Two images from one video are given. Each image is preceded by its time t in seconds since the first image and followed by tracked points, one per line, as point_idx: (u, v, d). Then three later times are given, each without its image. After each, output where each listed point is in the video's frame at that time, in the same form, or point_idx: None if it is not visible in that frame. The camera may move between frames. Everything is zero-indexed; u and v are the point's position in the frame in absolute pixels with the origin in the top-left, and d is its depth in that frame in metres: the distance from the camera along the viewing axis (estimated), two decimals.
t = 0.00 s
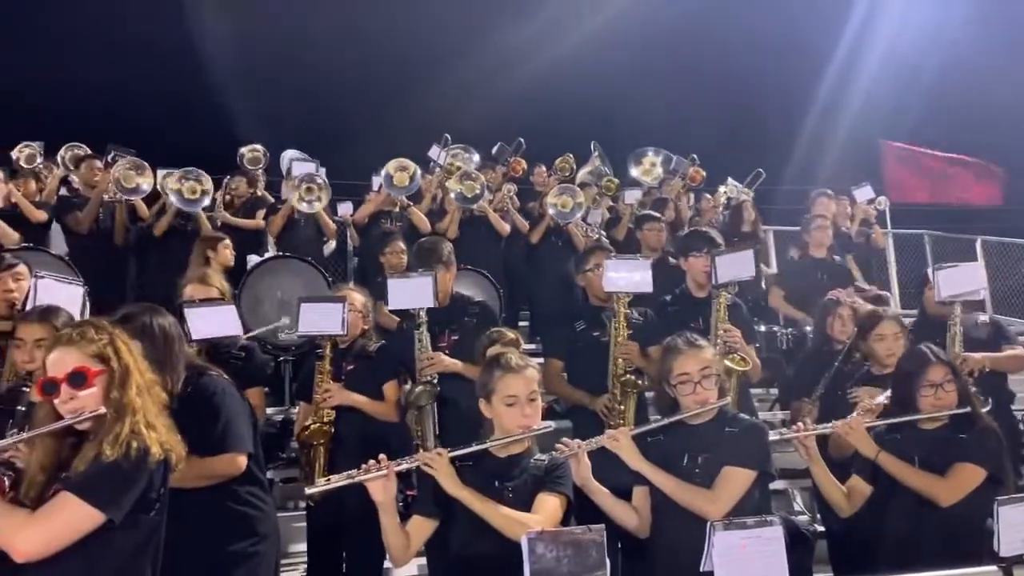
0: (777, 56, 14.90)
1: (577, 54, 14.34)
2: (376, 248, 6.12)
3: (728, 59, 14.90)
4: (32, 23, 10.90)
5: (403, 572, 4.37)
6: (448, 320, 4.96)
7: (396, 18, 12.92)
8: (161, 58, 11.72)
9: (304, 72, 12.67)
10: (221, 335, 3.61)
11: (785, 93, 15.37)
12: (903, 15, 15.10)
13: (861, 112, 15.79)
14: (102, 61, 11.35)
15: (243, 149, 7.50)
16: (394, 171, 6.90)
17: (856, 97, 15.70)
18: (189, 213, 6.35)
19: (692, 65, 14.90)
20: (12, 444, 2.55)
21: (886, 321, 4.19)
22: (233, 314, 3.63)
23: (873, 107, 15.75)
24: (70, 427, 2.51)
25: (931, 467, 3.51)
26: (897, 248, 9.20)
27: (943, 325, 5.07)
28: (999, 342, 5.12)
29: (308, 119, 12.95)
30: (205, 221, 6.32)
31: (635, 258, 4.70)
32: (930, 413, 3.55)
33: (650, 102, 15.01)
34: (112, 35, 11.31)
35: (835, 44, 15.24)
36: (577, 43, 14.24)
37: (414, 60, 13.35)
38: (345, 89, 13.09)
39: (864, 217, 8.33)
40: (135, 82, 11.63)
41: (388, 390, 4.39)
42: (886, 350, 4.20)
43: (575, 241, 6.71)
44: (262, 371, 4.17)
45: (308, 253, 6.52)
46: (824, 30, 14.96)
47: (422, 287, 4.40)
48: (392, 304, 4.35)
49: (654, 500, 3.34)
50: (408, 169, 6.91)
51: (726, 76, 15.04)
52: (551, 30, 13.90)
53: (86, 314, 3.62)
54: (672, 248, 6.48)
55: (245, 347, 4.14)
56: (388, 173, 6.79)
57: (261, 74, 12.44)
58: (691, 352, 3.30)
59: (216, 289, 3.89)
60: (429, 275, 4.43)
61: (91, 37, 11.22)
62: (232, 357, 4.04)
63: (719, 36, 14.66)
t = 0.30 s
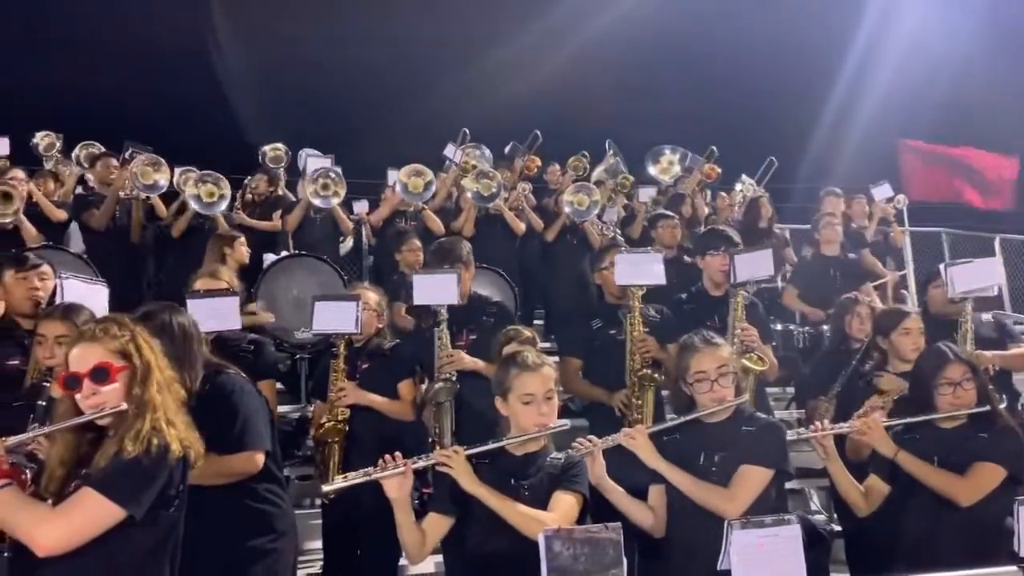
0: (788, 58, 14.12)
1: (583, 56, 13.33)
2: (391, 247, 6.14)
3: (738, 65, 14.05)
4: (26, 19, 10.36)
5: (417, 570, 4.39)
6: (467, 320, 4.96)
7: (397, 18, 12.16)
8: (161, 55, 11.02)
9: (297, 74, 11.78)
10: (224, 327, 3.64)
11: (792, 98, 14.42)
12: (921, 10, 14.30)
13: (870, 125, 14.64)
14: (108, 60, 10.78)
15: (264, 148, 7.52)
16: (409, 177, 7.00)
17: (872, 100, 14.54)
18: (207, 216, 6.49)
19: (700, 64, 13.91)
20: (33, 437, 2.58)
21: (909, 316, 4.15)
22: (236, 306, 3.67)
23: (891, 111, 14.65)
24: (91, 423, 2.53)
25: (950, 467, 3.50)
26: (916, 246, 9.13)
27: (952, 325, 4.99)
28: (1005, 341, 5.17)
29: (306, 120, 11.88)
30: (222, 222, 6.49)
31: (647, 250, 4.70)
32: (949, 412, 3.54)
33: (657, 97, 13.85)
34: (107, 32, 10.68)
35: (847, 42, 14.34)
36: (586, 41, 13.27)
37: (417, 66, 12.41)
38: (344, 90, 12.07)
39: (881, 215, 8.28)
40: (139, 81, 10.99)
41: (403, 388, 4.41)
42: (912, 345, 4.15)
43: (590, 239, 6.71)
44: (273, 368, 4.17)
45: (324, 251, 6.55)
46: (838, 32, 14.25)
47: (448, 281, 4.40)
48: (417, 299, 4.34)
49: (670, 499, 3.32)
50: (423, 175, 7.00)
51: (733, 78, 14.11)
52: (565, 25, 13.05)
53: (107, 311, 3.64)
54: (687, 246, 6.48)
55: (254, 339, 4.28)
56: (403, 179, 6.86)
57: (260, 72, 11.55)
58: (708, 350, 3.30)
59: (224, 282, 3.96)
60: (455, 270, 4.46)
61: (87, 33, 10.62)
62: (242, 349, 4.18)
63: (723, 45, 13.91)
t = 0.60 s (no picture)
0: (798, 63, 13.46)
1: (587, 55, 12.58)
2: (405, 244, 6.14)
3: (741, 67, 13.32)
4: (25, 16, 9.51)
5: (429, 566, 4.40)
6: (485, 316, 4.97)
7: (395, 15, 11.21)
8: (168, 53, 10.26)
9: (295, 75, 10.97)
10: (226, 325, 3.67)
11: (803, 102, 13.94)
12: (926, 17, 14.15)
13: (880, 126, 14.52)
14: (112, 58, 10.04)
15: (282, 149, 7.55)
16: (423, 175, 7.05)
17: (880, 97, 14.35)
18: (223, 223, 6.52)
19: (705, 66, 13.15)
20: (52, 433, 2.59)
21: (924, 313, 4.13)
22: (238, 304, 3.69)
23: (892, 117, 14.55)
24: (109, 420, 2.55)
25: (969, 463, 3.50)
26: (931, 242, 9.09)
27: (962, 322, 4.94)
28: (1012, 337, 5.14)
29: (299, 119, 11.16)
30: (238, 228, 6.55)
31: (661, 247, 4.68)
32: (968, 408, 3.52)
33: (664, 103, 13.30)
34: (110, 29, 9.91)
35: (856, 45, 13.68)
36: (588, 45, 12.47)
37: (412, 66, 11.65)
38: (339, 92, 11.34)
39: (896, 211, 8.24)
40: (142, 80, 10.25)
41: (418, 383, 4.42)
42: (927, 343, 4.14)
43: (605, 235, 6.72)
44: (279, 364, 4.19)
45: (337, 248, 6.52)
46: (849, 36, 13.50)
47: (465, 277, 4.41)
48: (434, 296, 4.34)
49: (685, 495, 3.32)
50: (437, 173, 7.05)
51: (738, 78, 13.42)
52: (564, 29, 12.17)
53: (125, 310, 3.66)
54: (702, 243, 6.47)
55: (261, 337, 4.13)
56: (416, 177, 6.90)
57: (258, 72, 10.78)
58: (724, 347, 3.30)
59: (226, 281, 3.96)
60: (469, 267, 4.46)
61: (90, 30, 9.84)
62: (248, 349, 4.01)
63: (731, 47, 13.05)
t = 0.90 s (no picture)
0: (800, 64, 13.01)
1: (591, 56, 12.24)
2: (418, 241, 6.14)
3: (742, 66, 12.87)
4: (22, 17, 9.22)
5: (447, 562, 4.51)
6: (500, 312, 4.98)
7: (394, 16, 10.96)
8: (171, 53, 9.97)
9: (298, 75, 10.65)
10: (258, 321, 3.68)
11: (807, 104, 13.38)
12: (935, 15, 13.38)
13: (885, 131, 13.94)
14: (115, 58, 9.73)
15: (295, 147, 7.50)
16: (434, 169, 7.00)
17: (885, 101, 13.75)
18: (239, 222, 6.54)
19: (706, 67, 12.76)
20: (70, 427, 2.61)
21: (940, 309, 4.10)
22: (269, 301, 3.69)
23: (898, 121, 13.95)
24: (127, 415, 2.57)
25: (991, 459, 3.50)
26: (948, 237, 9.00)
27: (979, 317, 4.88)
28: None
29: (287, 123, 10.72)
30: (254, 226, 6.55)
31: (675, 244, 4.66)
32: (989, 404, 3.49)
33: (658, 104, 12.78)
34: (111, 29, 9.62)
35: (857, 46, 13.19)
36: (588, 47, 12.15)
37: (405, 69, 11.27)
38: (334, 92, 10.94)
39: (909, 206, 8.17)
40: (143, 78, 9.89)
41: (432, 380, 4.44)
42: (943, 338, 4.11)
43: (618, 232, 6.69)
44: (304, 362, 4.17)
45: (349, 246, 6.53)
46: (853, 39, 13.08)
47: (478, 274, 4.41)
48: (447, 292, 4.36)
49: (699, 491, 3.31)
50: (447, 168, 7.01)
51: (738, 78, 12.95)
52: (567, 32, 11.90)
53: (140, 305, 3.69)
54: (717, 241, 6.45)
55: (283, 333, 4.20)
56: (428, 172, 6.86)
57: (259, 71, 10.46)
58: (739, 340, 3.28)
59: (251, 278, 3.98)
60: (483, 263, 4.46)
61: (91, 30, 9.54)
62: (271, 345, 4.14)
63: (722, 46, 12.65)
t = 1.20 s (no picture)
0: (805, 63, 12.97)
1: (599, 55, 12.20)
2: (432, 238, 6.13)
3: (744, 66, 12.80)
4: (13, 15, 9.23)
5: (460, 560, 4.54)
6: (515, 310, 4.96)
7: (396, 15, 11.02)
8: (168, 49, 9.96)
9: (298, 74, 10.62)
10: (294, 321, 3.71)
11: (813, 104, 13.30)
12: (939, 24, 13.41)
13: (889, 135, 13.85)
14: (111, 55, 9.70)
15: (306, 144, 7.61)
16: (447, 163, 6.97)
17: (891, 109, 13.72)
18: (253, 210, 6.52)
19: (710, 66, 12.65)
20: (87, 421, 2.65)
21: (958, 304, 4.09)
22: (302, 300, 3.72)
23: (901, 127, 13.88)
24: (145, 410, 2.60)
25: (1011, 454, 3.48)
26: (965, 231, 8.91)
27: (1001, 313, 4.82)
28: None
29: (286, 120, 10.65)
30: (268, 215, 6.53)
31: (690, 238, 4.66)
32: (1011, 399, 3.48)
33: (655, 106, 12.66)
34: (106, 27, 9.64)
35: (863, 48, 13.23)
36: (596, 45, 12.13)
37: (406, 66, 11.20)
38: (336, 90, 10.88)
39: (922, 200, 8.11)
40: (141, 74, 9.87)
41: (446, 377, 4.45)
42: (963, 334, 4.07)
43: (632, 227, 6.69)
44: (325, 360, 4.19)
45: (364, 243, 6.52)
46: (857, 40, 13.14)
47: (494, 271, 4.41)
48: (462, 291, 4.37)
49: (713, 488, 3.29)
50: (460, 161, 6.96)
51: (744, 79, 12.89)
52: (569, 31, 11.88)
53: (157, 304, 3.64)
54: (730, 236, 6.45)
55: (305, 333, 4.16)
56: (441, 166, 6.84)
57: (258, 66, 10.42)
58: (753, 336, 3.28)
59: (274, 278, 4.00)
60: (498, 260, 4.46)
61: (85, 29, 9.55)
62: (294, 343, 4.09)
63: (725, 46, 12.66)
